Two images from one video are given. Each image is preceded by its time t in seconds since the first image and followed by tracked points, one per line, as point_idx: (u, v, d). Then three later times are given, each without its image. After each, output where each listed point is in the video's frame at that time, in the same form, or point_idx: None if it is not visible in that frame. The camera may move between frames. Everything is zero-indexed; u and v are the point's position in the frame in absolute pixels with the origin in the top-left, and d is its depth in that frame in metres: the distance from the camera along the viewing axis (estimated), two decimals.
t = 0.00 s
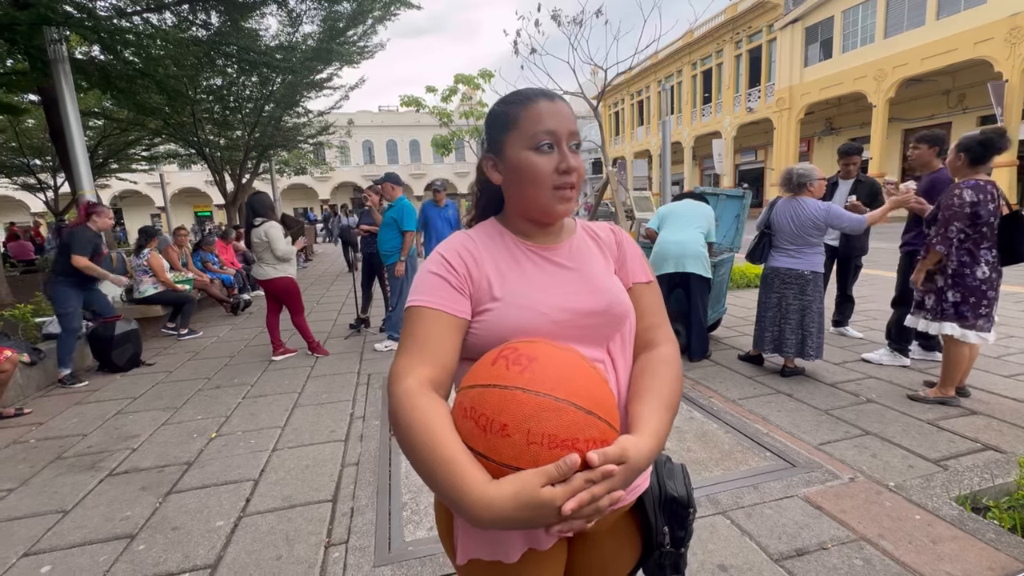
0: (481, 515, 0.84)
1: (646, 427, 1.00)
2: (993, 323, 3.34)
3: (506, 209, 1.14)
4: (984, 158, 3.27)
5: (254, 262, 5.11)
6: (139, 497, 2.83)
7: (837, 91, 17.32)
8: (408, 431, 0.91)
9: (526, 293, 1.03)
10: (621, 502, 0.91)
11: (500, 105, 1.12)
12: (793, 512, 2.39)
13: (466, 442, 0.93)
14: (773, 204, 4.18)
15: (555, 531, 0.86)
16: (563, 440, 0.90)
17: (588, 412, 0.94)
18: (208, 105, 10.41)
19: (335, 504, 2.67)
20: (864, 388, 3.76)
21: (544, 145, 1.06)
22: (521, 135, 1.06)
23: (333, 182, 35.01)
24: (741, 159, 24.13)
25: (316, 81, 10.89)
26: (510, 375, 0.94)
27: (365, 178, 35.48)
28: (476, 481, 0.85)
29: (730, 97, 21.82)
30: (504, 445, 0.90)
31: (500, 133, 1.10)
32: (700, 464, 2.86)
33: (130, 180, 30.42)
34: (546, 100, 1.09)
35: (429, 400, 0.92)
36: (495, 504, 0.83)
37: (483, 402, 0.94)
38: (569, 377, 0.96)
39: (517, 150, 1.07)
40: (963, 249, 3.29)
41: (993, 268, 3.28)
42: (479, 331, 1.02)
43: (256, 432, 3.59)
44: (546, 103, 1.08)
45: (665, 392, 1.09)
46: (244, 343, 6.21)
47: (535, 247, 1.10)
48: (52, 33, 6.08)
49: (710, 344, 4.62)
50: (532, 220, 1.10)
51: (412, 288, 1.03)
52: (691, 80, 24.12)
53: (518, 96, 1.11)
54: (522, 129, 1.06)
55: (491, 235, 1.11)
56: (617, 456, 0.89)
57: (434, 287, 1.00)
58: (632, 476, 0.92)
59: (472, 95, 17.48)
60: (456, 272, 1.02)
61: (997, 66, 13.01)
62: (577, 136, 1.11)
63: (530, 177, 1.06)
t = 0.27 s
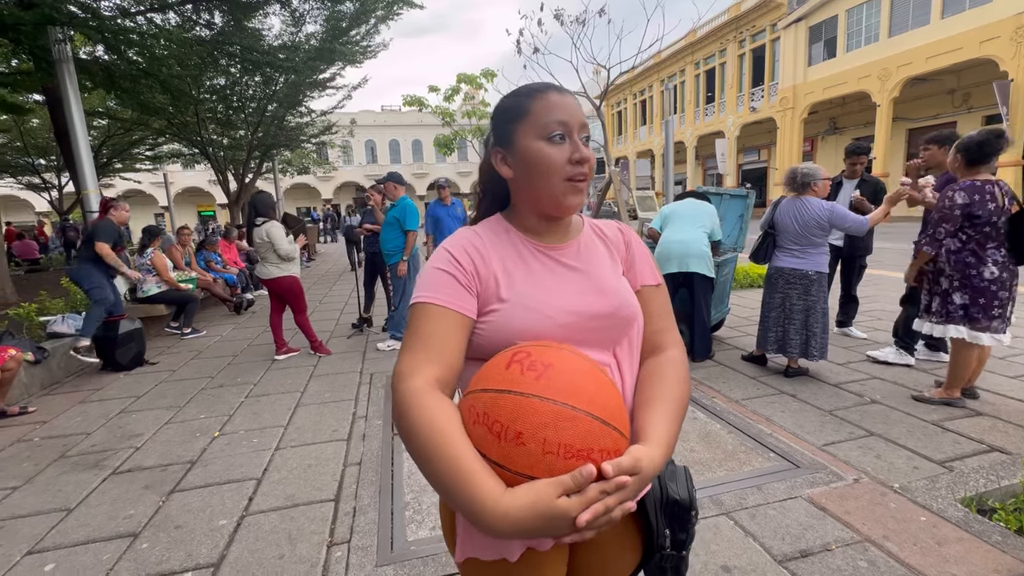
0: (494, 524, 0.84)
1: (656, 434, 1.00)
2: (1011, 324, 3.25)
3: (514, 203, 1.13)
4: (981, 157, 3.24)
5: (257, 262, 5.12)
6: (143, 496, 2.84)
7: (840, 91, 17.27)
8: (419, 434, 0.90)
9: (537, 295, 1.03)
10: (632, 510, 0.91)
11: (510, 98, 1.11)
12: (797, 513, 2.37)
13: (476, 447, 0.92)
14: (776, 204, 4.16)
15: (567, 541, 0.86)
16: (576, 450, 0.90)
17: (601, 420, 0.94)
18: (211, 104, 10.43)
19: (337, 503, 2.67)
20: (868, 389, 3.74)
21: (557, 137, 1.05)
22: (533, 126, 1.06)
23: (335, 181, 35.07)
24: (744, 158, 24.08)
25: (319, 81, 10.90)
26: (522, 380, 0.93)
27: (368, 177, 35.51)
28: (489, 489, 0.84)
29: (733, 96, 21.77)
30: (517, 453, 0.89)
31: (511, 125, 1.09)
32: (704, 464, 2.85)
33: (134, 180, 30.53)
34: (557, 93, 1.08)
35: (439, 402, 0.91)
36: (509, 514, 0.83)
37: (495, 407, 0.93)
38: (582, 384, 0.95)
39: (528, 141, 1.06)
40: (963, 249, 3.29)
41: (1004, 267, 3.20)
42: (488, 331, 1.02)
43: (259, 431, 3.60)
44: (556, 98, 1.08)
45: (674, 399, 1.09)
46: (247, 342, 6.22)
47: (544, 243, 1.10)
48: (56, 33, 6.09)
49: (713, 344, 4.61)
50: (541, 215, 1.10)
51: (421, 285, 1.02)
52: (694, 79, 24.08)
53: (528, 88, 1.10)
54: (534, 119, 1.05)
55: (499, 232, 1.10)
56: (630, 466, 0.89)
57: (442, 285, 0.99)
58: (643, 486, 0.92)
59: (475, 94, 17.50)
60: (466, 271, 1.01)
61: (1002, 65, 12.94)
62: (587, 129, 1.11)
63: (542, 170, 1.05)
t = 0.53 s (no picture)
0: (495, 525, 0.83)
1: (660, 436, 0.99)
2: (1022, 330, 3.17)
3: (523, 202, 1.12)
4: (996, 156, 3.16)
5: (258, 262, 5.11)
6: (146, 495, 2.84)
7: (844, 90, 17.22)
8: (421, 433, 0.90)
9: (541, 295, 1.02)
10: (637, 513, 0.90)
11: (524, 95, 1.09)
12: (801, 515, 2.36)
13: (479, 449, 0.91)
14: (781, 204, 4.14)
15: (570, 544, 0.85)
16: (580, 452, 0.89)
17: (605, 423, 0.93)
18: (215, 104, 10.45)
19: (340, 503, 2.67)
20: (872, 390, 3.72)
21: (572, 138, 1.04)
22: (547, 126, 1.05)
23: (338, 181, 35.12)
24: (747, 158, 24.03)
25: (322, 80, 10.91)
26: (525, 380, 0.92)
27: (371, 177, 35.57)
28: (491, 490, 0.83)
29: (737, 96, 21.73)
30: (520, 455, 0.89)
31: (523, 124, 1.08)
32: (707, 465, 2.84)
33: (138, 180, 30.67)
34: (572, 94, 1.07)
35: (441, 402, 0.91)
36: (511, 516, 0.82)
37: (498, 408, 0.92)
38: (586, 385, 0.94)
39: (541, 141, 1.05)
40: (969, 249, 3.26)
41: (1012, 270, 3.14)
42: (491, 330, 1.01)
43: (262, 430, 3.60)
44: (571, 98, 1.07)
45: (678, 401, 1.08)
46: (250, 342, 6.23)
47: (553, 244, 1.09)
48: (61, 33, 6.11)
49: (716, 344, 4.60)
50: (550, 215, 1.09)
51: (425, 285, 1.01)
52: (697, 79, 24.05)
53: (542, 88, 1.09)
54: (547, 121, 1.04)
55: (505, 231, 1.10)
56: (635, 469, 0.88)
57: (447, 284, 0.98)
58: (648, 489, 0.91)
59: (477, 94, 17.51)
60: (469, 270, 1.01)
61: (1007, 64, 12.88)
62: (600, 132, 1.10)
63: (554, 171, 1.04)
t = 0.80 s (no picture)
0: (508, 530, 0.83)
1: (670, 440, 0.99)
2: None
3: (530, 202, 1.12)
4: None
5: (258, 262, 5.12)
6: (149, 494, 2.84)
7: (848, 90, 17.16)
8: (431, 436, 0.90)
9: (549, 298, 1.01)
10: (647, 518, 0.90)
11: (531, 94, 1.08)
12: (804, 516, 2.35)
13: (489, 453, 0.91)
14: (786, 203, 4.13)
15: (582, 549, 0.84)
16: (592, 457, 0.88)
17: (616, 427, 0.92)
18: (218, 104, 10.47)
19: (342, 502, 2.67)
20: (876, 391, 3.71)
21: (580, 137, 1.03)
22: (555, 126, 1.04)
23: (341, 181, 35.17)
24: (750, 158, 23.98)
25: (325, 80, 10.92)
26: (536, 385, 0.92)
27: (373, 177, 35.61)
28: (503, 496, 0.83)
29: (739, 96, 21.68)
30: (532, 460, 0.88)
31: (531, 123, 1.07)
32: (709, 466, 2.83)
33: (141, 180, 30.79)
34: (580, 93, 1.06)
35: (450, 405, 0.91)
36: (524, 522, 0.81)
37: (509, 412, 0.92)
38: (596, 389, 0.94)
39: (548, 141, 1.04)
40: (988, 248, 3.22)
41: None
42: (499, 332, 1.01)
43: (265, 430, 3.60)
44: (580, 97, 1.06)
45: (687, 405, 1.07)
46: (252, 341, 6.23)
47: (560, 245, 1.09)
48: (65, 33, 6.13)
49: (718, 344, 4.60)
50: (558, 215, 1.08)
51: (433, 286, 1.00)
52: (700, 78, 24.02)
53: (549, 86, 1.08)
54: (555, 120, 1.03)
55: (512, 231, 1.09)
56: (646, 475, 0.87)
57: (454, 286, 0.98)
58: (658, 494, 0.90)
59: (480, 94, 17.51)
60: (478, 271, 1.00)
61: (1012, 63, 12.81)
62: (608, 132, 1.09)
63: (561, 171, 1.03)
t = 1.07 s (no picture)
0: (525, 527, 0.82)
1: (684, 436, 0.98)
2: None
3: (534, 203, 1.11)
4: None
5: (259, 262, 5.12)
6: (151, 493, 2.85)
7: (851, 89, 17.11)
8: (444, 435, 0.89)
9: (558, 296, 1.01)
10: (664, 512, 0.89)
11: (534, 95, 1.08)
12: (808, 517, 2.34)
13: (504, 450, 0.90)
14: (790, 203, 4.10)
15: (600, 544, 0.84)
16: (608, 451, 0.88)
17: (631, 422, 0.92)
18: (221, 104, 10.50)
19: (344, 502, 2.67)
20: (879, 391, 3.69)
21: (583, 139, 1.03)
22: (558, 128, 1.03)
23: (343, 181, 35.23)
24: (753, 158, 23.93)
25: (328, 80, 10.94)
26: (550, 380, 0.91)
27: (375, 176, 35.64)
28: (520, 492, 0.83)
29: (742, 95, 21.64)
30: (548, 454, 0.88)
31: (533, 125, 1.06)
32: (712, 466, 2.82)
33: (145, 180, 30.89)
34: (583, 93, 1.06)
35: (463, 404, 0.90)
36: (541, 516, 0.81)
37: (523, 408, 0.91)
38: (612, 384, 0.94)
39: (551, 144, 1.04)
40: None
41: None
42: (508, 331, 1.00)
43: (267, 429, 3.61)
44: (583, 99, 1.06)
45: (699, 401, 1.07)
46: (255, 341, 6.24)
47: (565, 245, 1.08)
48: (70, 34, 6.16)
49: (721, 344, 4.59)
50: (562, 216, 1.08)
51: (441, 286, 1.00)
52: (702, 78, 23.98)
53: (552, 88, 1.08)
54: (559, 122, 1.03)
55: (518, 231, 1.09)
56: (662, 468, 0.87)
57: (463, 285, 0.97)
58: (673, 489, 0.90)
59: (482, 94, 17.52)
60: (486, 270, 1.00)
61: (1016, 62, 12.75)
62: (612, 134, 1.08)
63: (564, 173, 1.03)
